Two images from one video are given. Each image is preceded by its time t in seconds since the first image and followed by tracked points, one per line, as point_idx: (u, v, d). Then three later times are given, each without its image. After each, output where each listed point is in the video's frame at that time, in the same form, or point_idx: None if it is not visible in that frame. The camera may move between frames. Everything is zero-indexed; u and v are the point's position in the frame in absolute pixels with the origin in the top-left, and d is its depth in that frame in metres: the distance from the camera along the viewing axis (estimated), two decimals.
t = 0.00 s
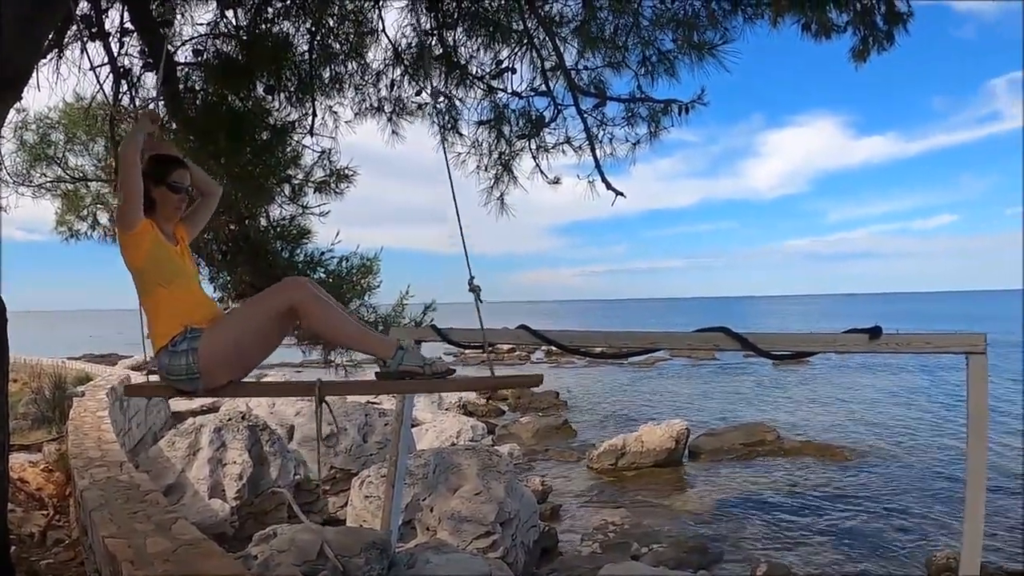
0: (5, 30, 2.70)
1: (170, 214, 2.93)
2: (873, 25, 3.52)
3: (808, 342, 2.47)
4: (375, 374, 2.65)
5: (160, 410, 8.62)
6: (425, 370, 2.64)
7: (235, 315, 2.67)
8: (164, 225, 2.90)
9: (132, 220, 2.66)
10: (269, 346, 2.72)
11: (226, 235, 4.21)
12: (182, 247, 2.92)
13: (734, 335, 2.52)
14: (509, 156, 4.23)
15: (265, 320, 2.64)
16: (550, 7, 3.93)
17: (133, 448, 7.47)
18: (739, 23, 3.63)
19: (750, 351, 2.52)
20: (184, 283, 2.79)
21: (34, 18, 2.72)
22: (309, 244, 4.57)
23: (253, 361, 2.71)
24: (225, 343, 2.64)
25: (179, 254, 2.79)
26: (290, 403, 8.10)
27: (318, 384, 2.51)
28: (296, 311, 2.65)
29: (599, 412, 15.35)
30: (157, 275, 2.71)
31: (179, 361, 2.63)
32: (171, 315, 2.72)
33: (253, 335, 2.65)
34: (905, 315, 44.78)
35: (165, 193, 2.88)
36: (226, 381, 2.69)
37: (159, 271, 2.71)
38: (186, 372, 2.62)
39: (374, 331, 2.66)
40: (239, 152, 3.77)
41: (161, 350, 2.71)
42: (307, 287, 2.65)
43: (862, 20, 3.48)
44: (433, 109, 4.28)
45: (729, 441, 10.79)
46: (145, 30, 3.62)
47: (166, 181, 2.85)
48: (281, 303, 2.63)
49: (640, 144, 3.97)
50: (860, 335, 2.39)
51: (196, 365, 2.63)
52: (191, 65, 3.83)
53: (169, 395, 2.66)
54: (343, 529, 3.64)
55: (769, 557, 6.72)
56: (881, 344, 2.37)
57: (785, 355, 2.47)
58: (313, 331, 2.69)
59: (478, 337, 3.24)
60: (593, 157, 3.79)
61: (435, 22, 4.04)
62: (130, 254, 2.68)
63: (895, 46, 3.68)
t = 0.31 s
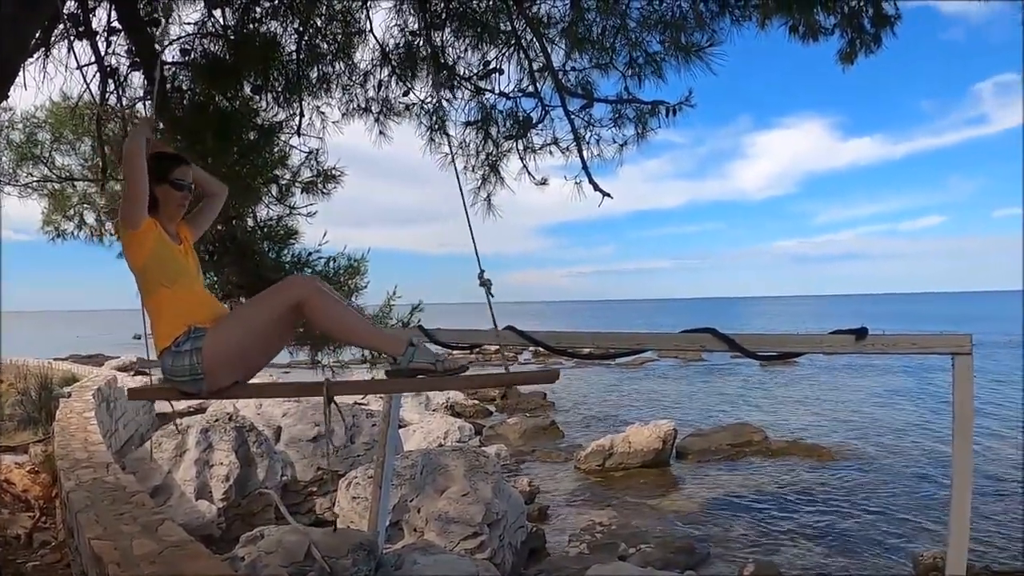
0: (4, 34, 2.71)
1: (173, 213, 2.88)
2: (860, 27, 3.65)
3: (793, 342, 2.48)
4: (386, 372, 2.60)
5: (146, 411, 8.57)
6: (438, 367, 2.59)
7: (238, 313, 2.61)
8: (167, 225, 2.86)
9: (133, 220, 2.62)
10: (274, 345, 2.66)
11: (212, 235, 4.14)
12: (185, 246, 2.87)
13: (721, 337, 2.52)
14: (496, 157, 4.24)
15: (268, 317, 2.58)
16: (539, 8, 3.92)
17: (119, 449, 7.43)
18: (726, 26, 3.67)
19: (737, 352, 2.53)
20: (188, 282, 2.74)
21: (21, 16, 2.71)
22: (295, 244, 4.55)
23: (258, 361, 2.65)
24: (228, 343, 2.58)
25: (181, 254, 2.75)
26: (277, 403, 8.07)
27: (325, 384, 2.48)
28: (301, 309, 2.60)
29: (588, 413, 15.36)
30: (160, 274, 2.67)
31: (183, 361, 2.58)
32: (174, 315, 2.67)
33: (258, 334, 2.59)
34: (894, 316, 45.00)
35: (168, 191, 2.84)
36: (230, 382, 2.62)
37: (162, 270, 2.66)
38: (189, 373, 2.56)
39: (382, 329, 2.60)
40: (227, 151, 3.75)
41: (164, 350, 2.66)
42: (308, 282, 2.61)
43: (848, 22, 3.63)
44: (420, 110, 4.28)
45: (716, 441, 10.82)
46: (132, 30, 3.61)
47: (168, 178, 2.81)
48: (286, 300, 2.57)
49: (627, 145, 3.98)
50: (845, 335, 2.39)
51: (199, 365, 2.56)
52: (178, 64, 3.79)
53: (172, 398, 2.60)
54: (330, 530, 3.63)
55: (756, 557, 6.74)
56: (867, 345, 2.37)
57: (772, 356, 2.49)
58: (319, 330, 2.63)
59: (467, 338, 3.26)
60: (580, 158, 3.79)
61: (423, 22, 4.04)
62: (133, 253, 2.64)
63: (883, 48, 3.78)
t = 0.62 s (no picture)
0: None
1: (176, 211, 2.73)
2: (849, 31, 3.67)
3: (781, 345, 2.50)
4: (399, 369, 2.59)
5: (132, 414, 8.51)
6: (449, 364, 2.58)
7: (243, 313, 2.51)
8: (170, 223, 2.71)
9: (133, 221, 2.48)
10: (280, 346, 2.57)
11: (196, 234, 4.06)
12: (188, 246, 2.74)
13: (707, 338, 2.54)
14: (483, 160, 4.23)
15: (276, 316, 2.50)
16: (526, 11, 3.91)
17: (105, 452, 7.37)
18: (714, 29, 3.66)
19: (723, 354, 2.56)
20: (192, 283, 2.61)
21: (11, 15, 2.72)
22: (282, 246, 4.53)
23: (264, 362, 2.56)
24: (233, 343, 2.47)
25: (185, 254, 2.62)
26: (265, 406, 8.03)
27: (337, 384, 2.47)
28: (309, 307, 2.52)
29: (576, 415, 15.37)
30: (163, 275, 2.54)
31: (188, 363, 2.47)
32: (177, 317, 2.55)
33: (265, 334, 2.50)
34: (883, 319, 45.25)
35: (171, 189, 2.67)
36: (237, 385, 2.52)
37: (165, 272, 2.54)
38: (195, 375, 2.46)
39: (392, 327, 2.54)
40: (215, 153, 3.77)
41: (167, 353, 2.54)
42: (317, 281, 2.53)
43: (837, 26, 3.66)
44: (408, 112, 4.28)
45: (703, 444, 10.85)
46: (120, 29, 3.57)
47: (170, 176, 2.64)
48: (295, 299, 2.50)
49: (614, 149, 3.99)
50: (833, 338, 2.44)
51: (204, 367, 2.45)
52: (165, 64, 3.71)
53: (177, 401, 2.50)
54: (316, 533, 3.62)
55: (744, 559, 6.76)
56: (853, 348, 2.41)
57: (757, 359, 2.52)
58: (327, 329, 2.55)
59: (454, 339, 3.27)
60: (567, 162, 3.80)
61: (411, 24, 4.03)
62: (135, 254, 2.51)
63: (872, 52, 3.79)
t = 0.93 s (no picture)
0: None
1: (176, 212, 2.71)
2: (840, 33, 3.70)
3: (770, 346, 2.50)
4: (399, 368, 2.56)
5: (122, 415, 8.48)
6: (452, 362, 2.54)
7: (242, 313, 2.50)
8: (169, 223, 2.69)
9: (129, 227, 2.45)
10: (280, 346, 2.56)
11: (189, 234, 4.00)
12: (187, 247, 2.72)
13: (698, 340, 2.54)
14: (474, 161, 4.22)
15: (275, 315, 2.49)
16: (517, 11, 3.90)
17: (95, 454, 7.34)
18: (705, 30, 3.67)
19: (714, 355, 2.55)
20: (191, 284, 2.58)
21: None
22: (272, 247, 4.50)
23: (264, 362, 2.55)
24: (232, 343, 2.46)
25: (184, 256, 2.59)
26: (256, 406, 8.01)
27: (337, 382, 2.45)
28: (309, 307, 2.52)
29: (568, 416, 15.38)
30: (162, 277, 2.51)
31: (187, 363, 2.46)
32: (177, 317, 2.52)
33: (263, 335, 2.49)
34: (874, 320, 45.43)
35: (171, 188, 2.66)
36: (237, 385, 2.51)
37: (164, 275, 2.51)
38: (194, 375, 2.45)
39: (392, 325, 2.54)
40: (206, 153, 3.76)
41: (167, 353, 2.52)
42: (317, 280, 2.53)
43: (828, 28, 3.67)
44: (398, 113, 4.28)
45: (695, 444, 10.86)
46: (110, 30, 3.56)
47: (169, 175, 2.62)
48: (294, 298, 2.49)
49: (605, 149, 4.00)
50: (823, 339, 2.44)
51: (204, 367, 2.44)
52: (156, 65, 3.70)
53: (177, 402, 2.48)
54: (307, 535, 3.57)
55: (735, 559, 6.77)
56: (843, 348, 2.41)
57: (747, 359, 2.51)
58: (327, 328, 2.55)
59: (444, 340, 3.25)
60: (557, 163, 3.80)
61: (402, 25, 4.03)
62: (134, 256, 2.48)
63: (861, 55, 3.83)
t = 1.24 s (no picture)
0: None
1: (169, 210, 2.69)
2: (833, 31, 3.71)
3: (763, 344, 2.49)
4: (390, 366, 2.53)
5: (114, 413, 8.44)
6: (443, 360, 2.51)
7: (235, 312, 2.49)
8: (160, 222, 2.67)
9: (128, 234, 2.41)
10: (272, 344, 2.55)
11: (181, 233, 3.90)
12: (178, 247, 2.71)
13: (691, 338, 2.52)
14: (467, 158, 4.21)
15: (267, 315, 2.47)
16: (511, 9, 3.91)
17: (87, 453, 7.31)
18: (699, 28, 3.67)
19: (708, 353, 2.53)
20: (183, 284, 2.57)
21: None
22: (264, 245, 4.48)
23: (257, 360, 2.54)
24: (224, 343, 2.45)
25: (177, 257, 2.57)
26: (249, 405, 7.99)
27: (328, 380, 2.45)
28: (301, 306, 2.50)
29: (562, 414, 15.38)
30: (153, 280, 2.51)
31: (179, 362, 2.45)
32: (169, 317, 2.52)
33: (255, 335, 2.48)
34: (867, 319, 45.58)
35: (163, 187, 2.64)
36: (229, 383, 2.51)
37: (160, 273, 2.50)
38: (187, 373, 2.44)
39: (383, 323, 2.51)
40: (199, 151, 3.73)
41: (159, 352, 2.52)
42: (310, 280, 2.50)
43: (821, 27, 3.68)
44: (391, 111, 4.27)
45: (688, 442, 10.88)
46: (103, 28, 3.55)
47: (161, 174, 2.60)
48: (287, 297, 2.47)
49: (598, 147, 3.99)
50: (816, 337, 2.43)
51: (197, 365, 2.44)
52: (149, 63, 3.69)
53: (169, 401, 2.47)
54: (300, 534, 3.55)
55: (729, 557, 6.78)
56: (836, 346, 2.39)
57: (739, 357, 2.51)
58: (320, 326, 2.53)
59: (438, 337, 3.23)
60: (550, 160, 3.80)
61: (395, 22, 4.03)
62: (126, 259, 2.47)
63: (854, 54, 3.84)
